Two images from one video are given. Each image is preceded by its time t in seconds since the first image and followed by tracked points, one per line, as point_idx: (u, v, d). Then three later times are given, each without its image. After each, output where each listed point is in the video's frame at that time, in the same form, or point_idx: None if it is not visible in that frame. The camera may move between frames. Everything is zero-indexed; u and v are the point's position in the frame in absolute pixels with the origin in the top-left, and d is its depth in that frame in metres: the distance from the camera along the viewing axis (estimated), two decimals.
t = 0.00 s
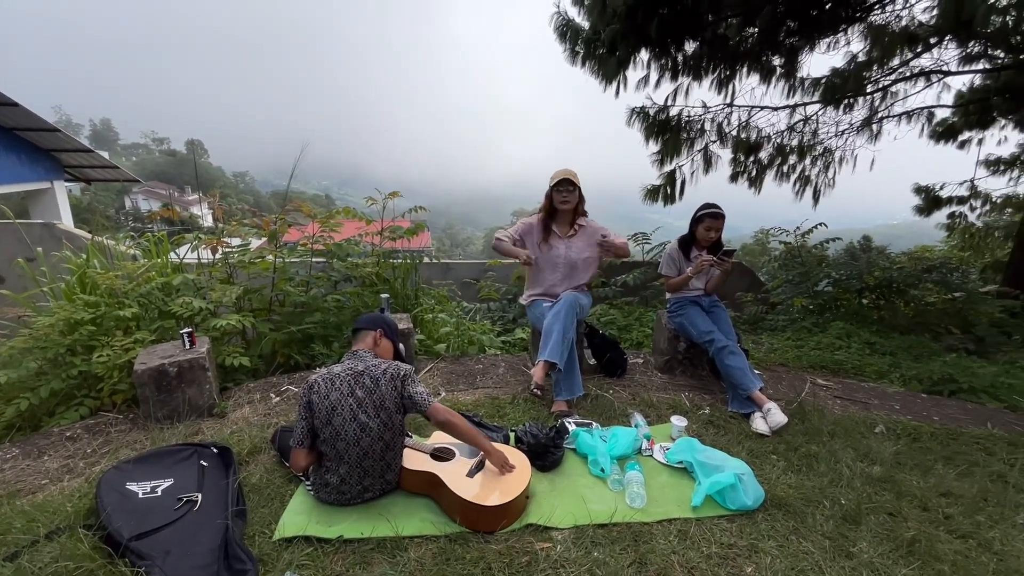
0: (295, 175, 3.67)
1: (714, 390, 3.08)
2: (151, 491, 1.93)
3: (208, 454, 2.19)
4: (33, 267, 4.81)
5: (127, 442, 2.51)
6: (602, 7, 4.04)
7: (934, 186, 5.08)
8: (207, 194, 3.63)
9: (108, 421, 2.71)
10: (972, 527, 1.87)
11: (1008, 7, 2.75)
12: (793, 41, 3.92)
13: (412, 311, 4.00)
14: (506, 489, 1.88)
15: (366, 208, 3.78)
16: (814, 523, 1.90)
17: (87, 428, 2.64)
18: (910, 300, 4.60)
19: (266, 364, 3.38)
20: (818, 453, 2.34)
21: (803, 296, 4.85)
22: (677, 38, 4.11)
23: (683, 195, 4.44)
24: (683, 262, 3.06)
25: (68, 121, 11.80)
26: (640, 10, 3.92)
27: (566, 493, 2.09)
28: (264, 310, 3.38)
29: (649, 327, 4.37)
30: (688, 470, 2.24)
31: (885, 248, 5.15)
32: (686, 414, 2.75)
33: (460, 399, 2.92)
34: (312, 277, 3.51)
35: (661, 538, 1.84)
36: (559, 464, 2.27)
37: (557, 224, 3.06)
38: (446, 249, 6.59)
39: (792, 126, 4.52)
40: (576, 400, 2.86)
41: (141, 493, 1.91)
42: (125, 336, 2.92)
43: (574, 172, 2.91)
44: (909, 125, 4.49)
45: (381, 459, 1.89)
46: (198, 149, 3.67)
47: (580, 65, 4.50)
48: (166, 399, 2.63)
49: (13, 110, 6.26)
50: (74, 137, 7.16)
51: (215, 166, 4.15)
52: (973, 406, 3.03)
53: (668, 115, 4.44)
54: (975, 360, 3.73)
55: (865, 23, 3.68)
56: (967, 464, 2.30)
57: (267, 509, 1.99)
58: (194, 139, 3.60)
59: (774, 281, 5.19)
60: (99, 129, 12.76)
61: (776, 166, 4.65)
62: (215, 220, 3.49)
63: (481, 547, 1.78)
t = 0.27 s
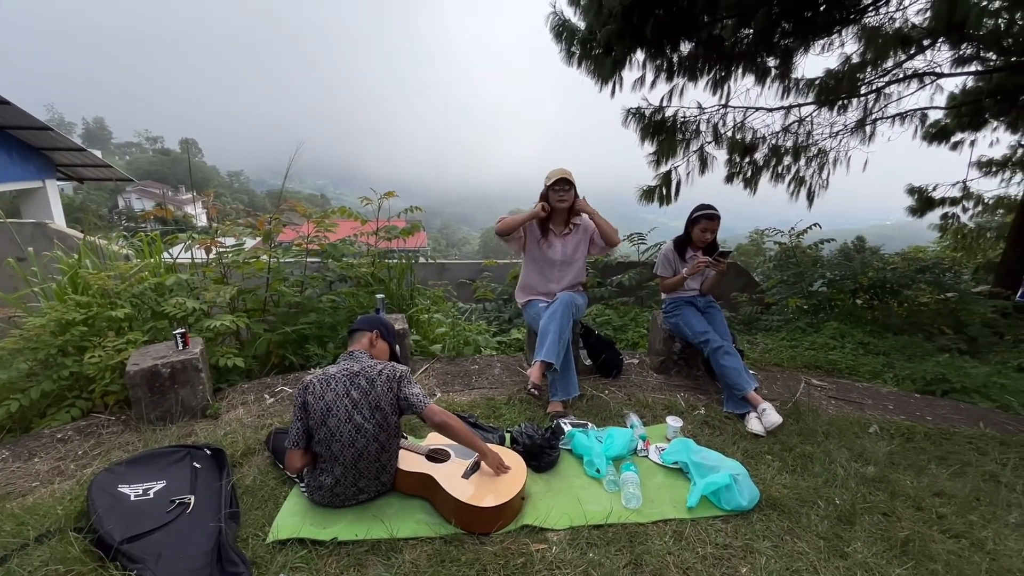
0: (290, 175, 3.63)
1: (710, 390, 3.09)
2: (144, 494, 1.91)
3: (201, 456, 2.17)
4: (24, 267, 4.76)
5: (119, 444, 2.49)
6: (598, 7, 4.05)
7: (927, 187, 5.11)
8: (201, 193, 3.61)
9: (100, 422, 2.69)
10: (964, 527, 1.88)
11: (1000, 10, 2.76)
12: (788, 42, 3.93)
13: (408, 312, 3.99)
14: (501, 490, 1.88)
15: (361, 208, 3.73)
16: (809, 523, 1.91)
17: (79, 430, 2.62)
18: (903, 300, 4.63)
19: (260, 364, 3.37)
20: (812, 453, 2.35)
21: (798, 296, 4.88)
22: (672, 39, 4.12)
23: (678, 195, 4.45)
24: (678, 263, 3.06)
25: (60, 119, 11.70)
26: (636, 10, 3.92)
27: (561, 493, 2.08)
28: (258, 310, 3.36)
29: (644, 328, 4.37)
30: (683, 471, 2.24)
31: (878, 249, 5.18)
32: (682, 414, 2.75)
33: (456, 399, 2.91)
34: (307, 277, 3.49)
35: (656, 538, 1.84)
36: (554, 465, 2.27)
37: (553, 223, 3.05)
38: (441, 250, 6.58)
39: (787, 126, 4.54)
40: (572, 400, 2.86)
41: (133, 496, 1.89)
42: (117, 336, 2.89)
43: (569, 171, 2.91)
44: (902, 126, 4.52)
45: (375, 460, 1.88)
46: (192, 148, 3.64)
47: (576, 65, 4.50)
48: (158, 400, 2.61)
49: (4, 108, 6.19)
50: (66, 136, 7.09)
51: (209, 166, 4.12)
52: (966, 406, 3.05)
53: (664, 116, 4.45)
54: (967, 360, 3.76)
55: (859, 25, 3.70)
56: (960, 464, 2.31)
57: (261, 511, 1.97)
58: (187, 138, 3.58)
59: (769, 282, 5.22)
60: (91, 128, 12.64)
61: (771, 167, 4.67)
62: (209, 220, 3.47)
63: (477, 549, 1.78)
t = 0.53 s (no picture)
0: (284, 174, 3.63)
1: (704, 388, 3.10)
2: (135, 492, 1.90)
3: (194, 454, 2.17)
4: (17, 266, 4.74)
5: (111, 442, 2.48)
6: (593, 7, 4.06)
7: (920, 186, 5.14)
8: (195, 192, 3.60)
9: (92, 421, 2.67)
10: (954, 522, 1.89)
11: (993, 10, 2.77)
12: (782, 42, 3.95)
13: (403, 310, 3.98)
14: (494, 487, 1.88)
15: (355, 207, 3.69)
16: (801, 519, 1.92)
17: (71, 428, 2.61)
18: (897, 299, 4.65)
19: (254, 363, 3.36)
20: (805, 450, 2.36)
21: (792, 295, 4.90)
22: (667, 38, 4.13)
23: (673, 194, 4.46)
24: (671, 262, 3.07)
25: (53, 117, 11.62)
26: (631, 10, 3.93)
27: (555, 490, 2.09)
28: (252, 309, 3.35)
29: (639, 326, 4.38)
30: (677, 467, 2.25)
31: (872, 248, 5.21)
32: (676, 412, 2.76)
33: (450, 397, 2.92)
34: (302, 276, 3.48)
35: (649, 534, 1.85)
36: (549, 462, 2.28)
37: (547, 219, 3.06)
38: (437, 248, 6.58)
39: (781, 126, 4.56)
40: (566, 398, 2.86)
41: (125, 494, 1.88)
42: (109, 335, 2.88)
43: (563, 167, 2.92)
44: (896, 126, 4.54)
45: (367, 458, 1.88)
46: (186, 146, 3.63)
47: (572, 64, 4.51)
48: (151, 398, 2.60)
49: None
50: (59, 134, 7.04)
51: (203, 164, 4.11)
52: (957, 403, 3.07)
53: (659, 115, 4.46)
54: (959, 358, 3.78)
55: (853, 25, 3.72)
56: (951, 459, 2.33)
57: (254, 509, 1.97)
58: (182, 136, 3.57)
59: (763, 280, 5.24)
60: (85, 127, 12.56)
61: (766, 166, 4.68)
62: (203, 218, 3.46)
63: (470, 546, 1.78)
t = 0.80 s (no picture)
0: (282, 176, 3.63)
1: (701, 387, 3.11)
2: (134, 493, 1.90)
3: (192, 456, 2.17)
4: (14, 268, 4.73)
5: (109, 444, 2.48)
6: (589, 7, 4.07)
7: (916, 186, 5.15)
8: (192, 193, 3.61)
9: (90, 423, 2.67)
10: (949, 520, 1.90)
11: (987, 11, 2.77)
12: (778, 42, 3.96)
13: (401, 311, 3.98)
14: (493, 487, 1.89)
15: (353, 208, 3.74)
16: (797, 518, 1.93)
17: (68, 430, 2.60)
18: (893, 298, 4.67)
19: (252, 364, 3.36)
20: (801, 449, 2.37)
21: (789, 294, 4.92)
22: (664, 38, 4.15)
23: (670, 194, 4.47)
24: (667, 262, 3.08)
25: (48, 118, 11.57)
26: (627, 10, 3.94)
27: (552, 490, 2.10)
28: (250, 310, 3.35)
29: (637, 326, 4.39)
30: (674, 467, 2.26)
31: (869, 247, 5.23)
32: (673, 411, 2.77)
33: (448, 398, 2.92)
34: (299, 277, 3.48)
35: (646, 533, 1.86)
36: (547, 462, 2.28)
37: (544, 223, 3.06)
38: (435, 249, 6.58)
39: (778, 126, 4.58)
40: (564, 398, 2.87)
41: (123, 496, 1.89)
42: (107, 337, 2.88)
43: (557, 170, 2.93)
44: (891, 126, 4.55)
45: (368, 459, 1.89)
46: (183, 148, 3.64)
47: (569, 65, 4.52)
48: (149, 400, 2.60)
49: None
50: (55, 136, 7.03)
51: (201, 166, 4.11)
52: (953, 402, 3.09)
53: (656, 115, 4.47)
54: (954, 356, 3.79)
55: (848, 25, 3.73)
56: (946, 458, 2.34)
57: (252, 510, 1.97)
58: (179, 138, 3.58)
59: (760, 280, 5.25)
60: (81, 128, 12.54)
61: (762, 166, 4.70)
62: (200, 219, 3.47)
63: (468, 546, 1.79)
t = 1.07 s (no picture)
0: (281, 176, 3.61)
1: (702, 387, 3.10)
2: (132, 495, 1.89)
3: (190, 458, 2.16)
4: (13, 269, 4.72)
5: (107, 446, 2.46)
6: (589, 7, 4.06)
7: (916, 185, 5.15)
8: (191, 194, 3.61)
9: (88, 425, 2.66)
10: (953, 520, 1.89)
11: (987, 9, 2.75)
12: (778, 42, 3.95)
13: (400, 312, 3.97)
14: (495, 488, 1.88)
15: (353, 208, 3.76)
16: (799, 518, 1.92)
17: (66, 432, 2.59)
18: (894, 297, 4.66)
19: (252, 365, 3.35)
20: (803, 449, 2.36)
21: (789, 294, 4.91)
22: (664, 38, 4.14)
23: (670, 194, 4.46)
24: (668, 261, 3.06)
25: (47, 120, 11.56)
26: (627, 10, 3.94)
27: (553, 491, 2.08)
28: (249, 311, 3.34)
29: (637, 326, 4.38)
30: (675, 467, 2.24)
31: (869, 247, 5.22)
32: (674, 412, 2.75)
33: (448, 398, 2.91)
34: (299, 278, 3.47)
35: (647, 534, 1.84)
36: (547, 463, 2.27)
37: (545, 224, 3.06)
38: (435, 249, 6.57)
39: (778, 125, 4.57)
40: (564, 399, 2.86)
41: (121, 498, 1.87)
42: (105, 338, 2.87)
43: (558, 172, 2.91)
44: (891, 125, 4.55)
45: (371, 460, 1.87)
46: (182, 149, 3.63)
47: (568, 65, 4.51)
48: (147, 401, 2.59)
49: None
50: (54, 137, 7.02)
51: (200, 167, 4.10)
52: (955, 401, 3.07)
53: (655, 115, 4.46)
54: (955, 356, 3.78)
55: (848, 24, 3.72)
56: (949, 458, 2.33)
57: (251, 512, 1.96)
58: (178, 139, 3.57)
59: (761, 280, 5.25)
60: (81, 130, 12.51)
61: (763, 166, 4.69)
62: (199, 220, 3.46)
63: (468, 547, 1.77)
